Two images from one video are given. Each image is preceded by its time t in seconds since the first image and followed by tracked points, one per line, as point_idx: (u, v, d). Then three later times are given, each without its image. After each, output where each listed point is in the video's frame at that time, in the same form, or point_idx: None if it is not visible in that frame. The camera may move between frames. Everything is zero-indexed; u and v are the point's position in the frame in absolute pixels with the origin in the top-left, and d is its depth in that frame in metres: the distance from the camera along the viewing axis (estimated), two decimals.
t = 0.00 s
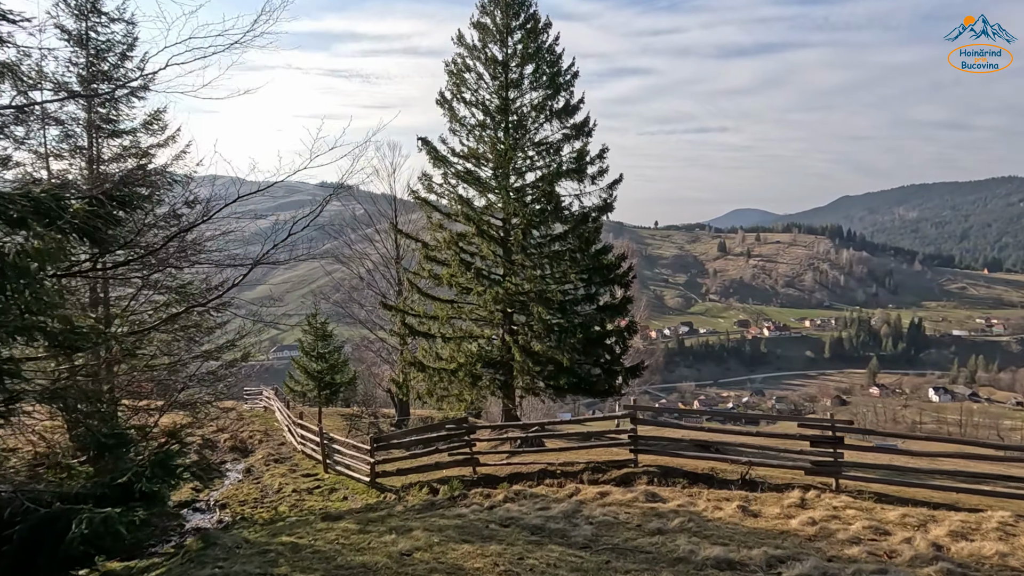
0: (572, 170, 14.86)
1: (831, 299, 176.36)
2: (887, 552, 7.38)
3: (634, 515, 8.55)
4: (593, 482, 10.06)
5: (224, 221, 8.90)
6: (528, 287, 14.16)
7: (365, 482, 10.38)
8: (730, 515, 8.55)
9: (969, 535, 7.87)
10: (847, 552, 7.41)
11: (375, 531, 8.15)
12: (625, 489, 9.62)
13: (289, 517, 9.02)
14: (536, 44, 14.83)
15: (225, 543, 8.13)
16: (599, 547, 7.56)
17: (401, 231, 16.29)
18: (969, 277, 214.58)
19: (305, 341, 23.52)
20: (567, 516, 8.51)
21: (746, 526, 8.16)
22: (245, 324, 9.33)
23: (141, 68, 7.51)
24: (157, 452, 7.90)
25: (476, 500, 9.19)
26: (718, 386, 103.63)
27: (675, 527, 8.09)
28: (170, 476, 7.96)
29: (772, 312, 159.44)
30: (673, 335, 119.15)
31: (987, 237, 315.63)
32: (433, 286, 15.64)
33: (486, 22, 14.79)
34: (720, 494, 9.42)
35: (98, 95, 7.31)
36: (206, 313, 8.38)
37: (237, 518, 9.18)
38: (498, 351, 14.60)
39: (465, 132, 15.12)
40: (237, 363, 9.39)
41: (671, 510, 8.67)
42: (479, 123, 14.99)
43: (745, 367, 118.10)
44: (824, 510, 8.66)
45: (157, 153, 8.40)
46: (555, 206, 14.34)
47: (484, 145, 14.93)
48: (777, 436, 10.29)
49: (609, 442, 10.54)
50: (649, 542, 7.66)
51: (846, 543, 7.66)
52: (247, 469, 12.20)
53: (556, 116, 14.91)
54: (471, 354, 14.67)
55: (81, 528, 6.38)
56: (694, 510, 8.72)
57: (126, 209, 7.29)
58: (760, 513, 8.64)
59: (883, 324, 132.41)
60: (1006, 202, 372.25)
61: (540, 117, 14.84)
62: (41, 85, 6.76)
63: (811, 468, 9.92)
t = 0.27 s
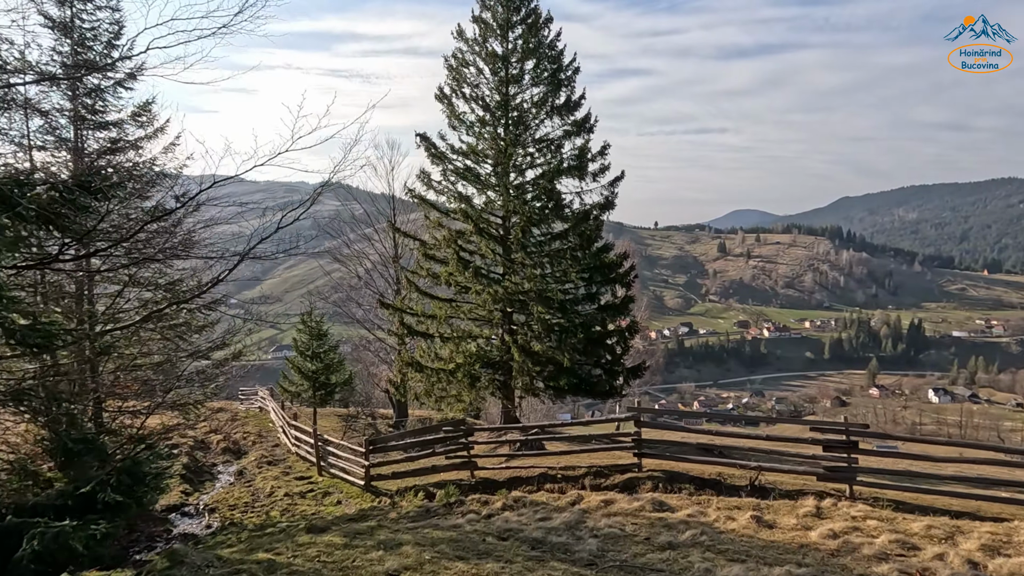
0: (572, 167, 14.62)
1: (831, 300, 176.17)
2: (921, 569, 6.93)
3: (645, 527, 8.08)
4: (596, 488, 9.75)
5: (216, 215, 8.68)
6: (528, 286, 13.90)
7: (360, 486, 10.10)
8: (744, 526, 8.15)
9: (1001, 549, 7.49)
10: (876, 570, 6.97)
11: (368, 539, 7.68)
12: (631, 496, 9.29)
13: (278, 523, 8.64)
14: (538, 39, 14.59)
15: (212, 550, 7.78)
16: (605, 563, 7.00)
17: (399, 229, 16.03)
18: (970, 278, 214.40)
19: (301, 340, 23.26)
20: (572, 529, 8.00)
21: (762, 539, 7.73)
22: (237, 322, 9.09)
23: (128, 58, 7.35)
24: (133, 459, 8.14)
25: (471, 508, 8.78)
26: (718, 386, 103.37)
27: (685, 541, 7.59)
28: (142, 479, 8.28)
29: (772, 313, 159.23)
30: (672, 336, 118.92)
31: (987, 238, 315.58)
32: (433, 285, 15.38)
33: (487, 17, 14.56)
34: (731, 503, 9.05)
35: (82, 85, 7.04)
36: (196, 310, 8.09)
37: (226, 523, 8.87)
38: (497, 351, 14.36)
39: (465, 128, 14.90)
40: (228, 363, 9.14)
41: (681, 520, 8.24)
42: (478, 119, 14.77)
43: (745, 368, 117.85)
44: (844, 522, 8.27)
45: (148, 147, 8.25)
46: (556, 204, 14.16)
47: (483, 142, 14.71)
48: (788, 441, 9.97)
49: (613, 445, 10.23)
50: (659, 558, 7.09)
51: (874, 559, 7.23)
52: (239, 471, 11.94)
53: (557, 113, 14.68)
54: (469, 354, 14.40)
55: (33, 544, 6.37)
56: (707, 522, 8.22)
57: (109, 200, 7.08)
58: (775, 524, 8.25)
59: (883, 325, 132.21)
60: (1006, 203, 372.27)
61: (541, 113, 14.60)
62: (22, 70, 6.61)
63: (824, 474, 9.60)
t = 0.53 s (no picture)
0: (575, 162, 14.39)
1: (833, 300, 175.69)
2: None
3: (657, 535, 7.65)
4: (601, 490, 9.45)
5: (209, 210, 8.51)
6: (530, 283, 13.67)
7: (357, 486, 9.87)
8: (762, 532, 7.75)
9: None
10: None
11: (366, 545, 7.39)
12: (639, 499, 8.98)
13: (271, 525, 8.37)
14: (540, 32, 14.33)
15: (198, 555, 7.48)
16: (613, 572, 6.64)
17: (399, 225, 15.81)
18: (972, 278, 213.63)
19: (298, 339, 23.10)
20: (579, 536, 7.63)
21: (783, 546, 7.32)
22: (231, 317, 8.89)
23: (119, 45, 7.21)
24: (104, 457, 7.48)
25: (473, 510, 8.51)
26: (719, 386, 103.10)
27: (700, 549, 7.18)
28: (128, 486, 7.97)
29: (774, 313, 158.79)
30: (674, 336, 118.57)
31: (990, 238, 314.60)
32: (433, 282, 15.16)
33: (489, 9, 14.32)
34: (743, 507, 8.70)
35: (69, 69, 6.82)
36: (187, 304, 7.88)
37: (216, 524, 8.63)
38: (498, 349, 14.13)
39: (465, 123, 14.68)
40: (222, 359, 8.93)
41: (693, 526, 7.90)
42: (480, 113, 14.55)
43: (746, 368, 117.47)
44: (870, 528, 7.85)
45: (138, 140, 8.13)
46: (558, 199, 13.93)
47: (485, 136, 14.49)
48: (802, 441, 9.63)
49: (617, 446, 9.95)
50: (672, 568, 6.71)
51: (903, 569, 6.80)
52: (234, 469, 11.73)
53: (559, 107, 14.45)
54: (470, 352, 14.18)
55: None
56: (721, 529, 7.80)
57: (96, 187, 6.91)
58: (794, 529, 7.88)
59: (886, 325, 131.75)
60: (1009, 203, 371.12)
61: (544, 107, 14.37)
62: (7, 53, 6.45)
63: (840, 476, 9.26)
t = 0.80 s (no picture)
0: (578, 157, 14.14)
1: (835, 299, 175.27)
2: None
3: (673, 547, 7.18)
4: (607, 492, 9.14)
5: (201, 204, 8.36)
6: (532, 280, 13.45)
7: (355, 486, 9.65)
8: (784, 542, 7.33)
9: None
10: None
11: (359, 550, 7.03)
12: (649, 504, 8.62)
13: (264, 527, 8.14)
14: (543, 24, 14.07)
15: (185, 562, 7.19)
16: None
17: (399, 221, 15.57)
18: (975, 278, 212.90)
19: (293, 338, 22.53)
20: (592, 547, 7.14)
21: (808, 559, 6.90)
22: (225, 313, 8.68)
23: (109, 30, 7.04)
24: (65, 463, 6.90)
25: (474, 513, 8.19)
26: (720, 385, 102.89)
27: (722, 563, 6.74)
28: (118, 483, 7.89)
29: (775, 312, 158.45)
30: (675, 334, 118.30)
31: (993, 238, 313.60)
32: (433, 278, 14.95)
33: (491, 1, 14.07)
34: (760, 513, 8.33)
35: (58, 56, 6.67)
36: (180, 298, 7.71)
37: (208, 526, 8.42)
38: (499, 346, 13.88)
39: (467, 116, 14.45)
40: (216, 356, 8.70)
41: (711, 535, 7.47)
42: (481, 107, 14.32)
43: (747, 367, 117.19)
44: (899, 537, 7.41)
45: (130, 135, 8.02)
46: (561, 194, 13.70)
47: (486, 130, 14.28)
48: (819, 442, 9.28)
49: (623, 446, 9.64)
50: None
51: None
52: (229, 469, 11.52)
53: (563, 100, 14.21)
54: (471, 349, 13.95)
55: None
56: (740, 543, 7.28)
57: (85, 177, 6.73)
58: (818, 539, 7.46)
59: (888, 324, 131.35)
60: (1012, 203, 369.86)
61: (547, 101, 14.13)
62: None
63: (859, 480, 8.92)
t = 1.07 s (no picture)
0: (581, 152, 13.90)
1: (837, 300, 174.94)
2: None
3: (691, 551, 6.55)
4: (613, 497, 8.54)
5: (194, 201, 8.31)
6: (534, 276, 13.21)
7: (350, 487, 9.39)
8: (809, 556, 6.52)
9: None
10: None
11: (354, 558, 6.73)
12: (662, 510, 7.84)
13: (254, 530, 7.90)
14: (546, 16, 13.83)
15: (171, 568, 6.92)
16: None
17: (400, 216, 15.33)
18: (977, 279, 212.25)
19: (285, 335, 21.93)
20: (601, 547, 6.71)
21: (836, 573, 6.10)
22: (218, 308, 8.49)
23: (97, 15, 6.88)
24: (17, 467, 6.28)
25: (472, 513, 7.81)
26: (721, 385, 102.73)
27: None
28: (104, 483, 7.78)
29: (776, 312, 158.20)
30: (676, 334, 118.11)
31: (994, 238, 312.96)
32: (433, 275, 14.73)
33: None
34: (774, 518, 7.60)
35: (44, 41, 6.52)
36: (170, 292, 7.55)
37: (197, 529, 8.18)
38: (500, 344, 13.62)
39: (468, 111, 14.22)
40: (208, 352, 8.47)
41: (729, 547, 6.69)
42: (482, 101, 14.10)
43: (748, 366, 117.00)
44: (933, 550, 6.59)
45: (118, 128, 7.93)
46: (564, 189, 13.46)
47: (487, 124, 14.06)
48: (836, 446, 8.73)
49: (628, 447, 9.18)
50: None
51: None
52: (222, 468, 11.32)
53: (565, 94, 13.97)
54: (471, 347, 13.72)
55: None
56: (765, 555, 6.51)
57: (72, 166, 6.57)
58: (845, 552, 6.66)
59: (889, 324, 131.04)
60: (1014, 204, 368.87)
61: (549, 94, 13.89)
62: None
63: (878, 485, 8.27)
